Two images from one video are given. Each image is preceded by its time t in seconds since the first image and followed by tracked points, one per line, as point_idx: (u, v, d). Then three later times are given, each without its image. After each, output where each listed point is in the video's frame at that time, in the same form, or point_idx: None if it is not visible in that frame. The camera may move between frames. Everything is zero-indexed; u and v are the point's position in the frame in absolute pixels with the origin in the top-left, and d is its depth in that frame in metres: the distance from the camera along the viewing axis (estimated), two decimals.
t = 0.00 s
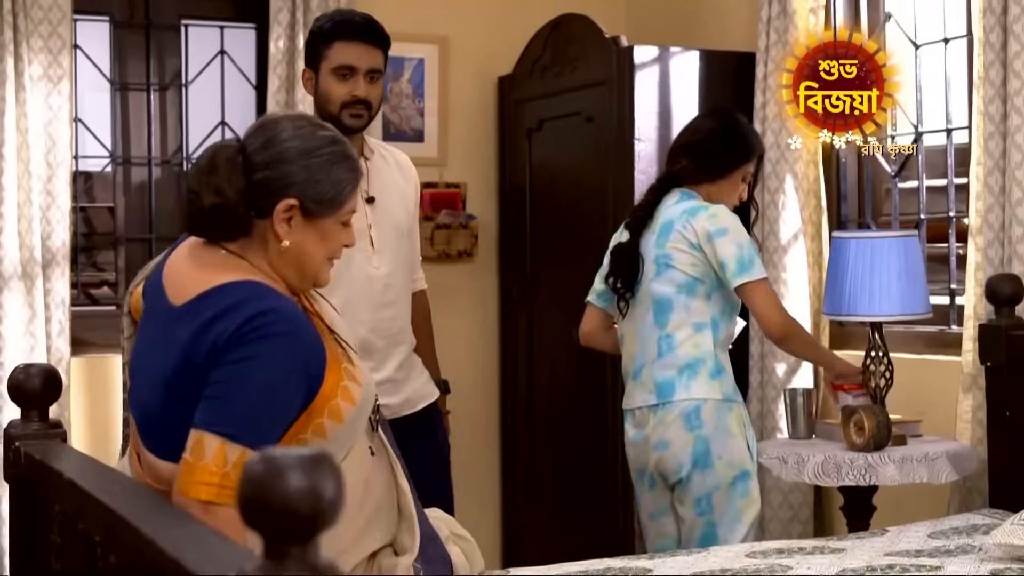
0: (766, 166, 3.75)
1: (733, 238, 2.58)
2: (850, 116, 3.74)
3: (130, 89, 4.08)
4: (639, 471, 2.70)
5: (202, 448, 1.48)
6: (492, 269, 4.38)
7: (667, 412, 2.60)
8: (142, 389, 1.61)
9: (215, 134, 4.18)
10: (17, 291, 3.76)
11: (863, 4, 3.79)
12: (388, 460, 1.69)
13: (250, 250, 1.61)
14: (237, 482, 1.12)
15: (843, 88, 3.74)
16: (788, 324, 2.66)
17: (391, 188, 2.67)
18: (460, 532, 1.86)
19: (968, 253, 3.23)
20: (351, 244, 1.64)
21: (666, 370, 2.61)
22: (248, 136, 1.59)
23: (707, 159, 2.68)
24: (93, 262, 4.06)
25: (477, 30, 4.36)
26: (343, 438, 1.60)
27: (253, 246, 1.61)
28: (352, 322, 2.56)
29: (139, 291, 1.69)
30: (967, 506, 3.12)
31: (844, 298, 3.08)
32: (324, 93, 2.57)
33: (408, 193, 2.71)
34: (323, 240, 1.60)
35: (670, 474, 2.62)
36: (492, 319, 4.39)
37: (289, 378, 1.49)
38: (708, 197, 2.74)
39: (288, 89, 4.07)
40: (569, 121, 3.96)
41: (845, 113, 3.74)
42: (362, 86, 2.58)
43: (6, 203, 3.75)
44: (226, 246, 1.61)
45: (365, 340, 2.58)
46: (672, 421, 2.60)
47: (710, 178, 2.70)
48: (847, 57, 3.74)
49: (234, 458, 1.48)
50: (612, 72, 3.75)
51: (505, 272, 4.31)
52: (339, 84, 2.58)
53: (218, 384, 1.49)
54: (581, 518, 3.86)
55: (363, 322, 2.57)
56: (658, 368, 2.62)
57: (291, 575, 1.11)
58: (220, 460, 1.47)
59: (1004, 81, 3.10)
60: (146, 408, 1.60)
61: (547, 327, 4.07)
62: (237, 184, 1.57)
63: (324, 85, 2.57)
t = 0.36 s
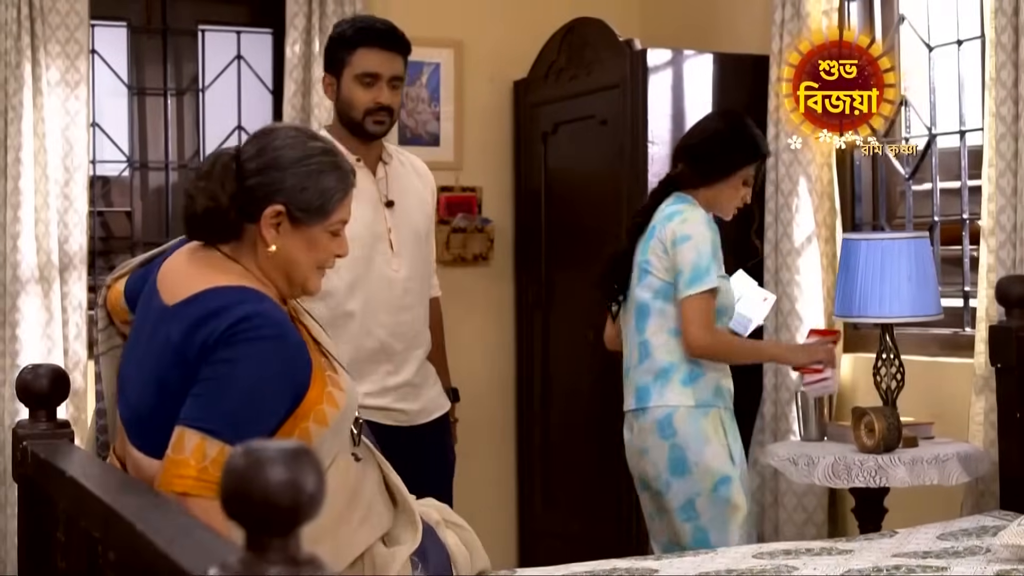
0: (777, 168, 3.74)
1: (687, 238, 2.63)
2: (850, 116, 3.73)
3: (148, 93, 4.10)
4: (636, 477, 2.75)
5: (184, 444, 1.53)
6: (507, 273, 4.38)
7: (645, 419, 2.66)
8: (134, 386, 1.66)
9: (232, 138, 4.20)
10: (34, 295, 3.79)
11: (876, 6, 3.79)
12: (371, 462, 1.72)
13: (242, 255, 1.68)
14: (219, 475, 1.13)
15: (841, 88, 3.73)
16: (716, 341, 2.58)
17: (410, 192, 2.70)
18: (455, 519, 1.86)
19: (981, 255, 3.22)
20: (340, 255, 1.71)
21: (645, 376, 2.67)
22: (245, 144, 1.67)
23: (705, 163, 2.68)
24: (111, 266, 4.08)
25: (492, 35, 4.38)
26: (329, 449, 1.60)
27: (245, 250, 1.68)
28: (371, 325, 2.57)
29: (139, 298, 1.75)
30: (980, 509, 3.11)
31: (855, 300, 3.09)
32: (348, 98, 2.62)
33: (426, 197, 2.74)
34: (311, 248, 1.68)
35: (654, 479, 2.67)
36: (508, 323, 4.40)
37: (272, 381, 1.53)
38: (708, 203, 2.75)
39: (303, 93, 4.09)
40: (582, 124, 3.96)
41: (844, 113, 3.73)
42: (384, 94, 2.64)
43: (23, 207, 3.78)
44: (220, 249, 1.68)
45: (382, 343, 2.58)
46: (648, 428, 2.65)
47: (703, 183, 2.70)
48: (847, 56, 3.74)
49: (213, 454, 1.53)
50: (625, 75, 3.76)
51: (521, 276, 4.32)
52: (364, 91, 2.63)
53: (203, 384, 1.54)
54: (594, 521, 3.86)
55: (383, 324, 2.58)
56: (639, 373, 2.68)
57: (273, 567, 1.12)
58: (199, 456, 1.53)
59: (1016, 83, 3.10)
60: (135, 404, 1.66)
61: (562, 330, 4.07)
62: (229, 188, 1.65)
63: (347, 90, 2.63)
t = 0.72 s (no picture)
0: (782, 169, 3.71)
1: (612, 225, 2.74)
2: (849, 117, 3.70)
3: (156, 95, 4.12)
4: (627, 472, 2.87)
5: (220, 414, 1.58)
6: (515, 274, 4.39)
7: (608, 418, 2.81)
8: (138, 377, 1.70)
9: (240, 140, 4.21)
10: (42, 295, 3.81)
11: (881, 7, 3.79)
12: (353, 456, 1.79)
13: (246, 245, 1.74)
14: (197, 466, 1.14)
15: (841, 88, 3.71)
16: (593, 338, 2.70)
17: (445, 195, 2.72)
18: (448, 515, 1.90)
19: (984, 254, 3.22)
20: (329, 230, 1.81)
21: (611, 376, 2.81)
22: (227, 142, 1.73)
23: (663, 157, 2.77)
24: (119, 267, 4.10)
25: (500, 37, 4.39)
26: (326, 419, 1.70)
27: (251, 240, 1.74)
28: (394, 320, 2.58)
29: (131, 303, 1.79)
30: (983, 509, 3.10)
31: (857, 298, 3.12)
32: (408, 102, 2.62)
33: (459, 200, 2.76)
34: (311, 227, 1.77)
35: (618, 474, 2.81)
36: (516, 324, 4.41)
37: (287, 346, 1.61)
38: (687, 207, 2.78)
39: (310, 95, 4.11)
40: (588, 125, 3.97)
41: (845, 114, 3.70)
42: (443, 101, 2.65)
43: (31, 207, 3.80)
44: (224, 242, 1.72)
45: (406, 338, 2.60)
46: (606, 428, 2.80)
47: (665, 181, 2.78)
48: (848, 57, 3.70)
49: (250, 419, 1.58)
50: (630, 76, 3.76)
51: (529, 277, 4.33)
52: (426, 99, 2.62)
53: (224, 357, 1.60)
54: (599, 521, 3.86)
55: (407, 319, 2.60)
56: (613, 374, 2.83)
57: (249, 556, 1.13)
58: (238, 421, 1.57)
59: (1018, 82, 3.10)
60: (141, 394, 1.69)
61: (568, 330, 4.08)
62: (232, 186, 1.71)
63: (410, 96, 2.61)
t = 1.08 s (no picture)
0: (784, 170, 3.71)
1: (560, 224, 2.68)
2: (849, 116, 3.72)
3: (161, 99, 4.14)
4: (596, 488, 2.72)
5: (273, 398, 1.59)
6: (520, 278, 4.40)
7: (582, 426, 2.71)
8: (141, 367, 1.68)
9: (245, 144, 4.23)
10: (47, 298, 3.83)
11: (884, 9, 3.79)
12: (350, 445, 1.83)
13: (243, 241, 1.74)
14: (176, 458, 1.15)
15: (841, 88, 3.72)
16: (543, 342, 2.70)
17: (467, 197, 2.73)
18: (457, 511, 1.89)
19: (986, 255, 3.22)
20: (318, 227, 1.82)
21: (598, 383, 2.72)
22: (218, 144, 1.75)
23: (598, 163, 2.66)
24: (124, 269, 4.12)
25: (504, 40, 4.40)
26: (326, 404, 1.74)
27: (247, 235, 1.75)
28: (411, 318, 2.60)
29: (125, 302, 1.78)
30: (985, 510, 3.10)
31: (857, 299, 3.12)
32: (427, 104, 2.62)
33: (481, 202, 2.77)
34: (303, 221, 1.78)
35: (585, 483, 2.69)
36: (520, 326, 4.42)
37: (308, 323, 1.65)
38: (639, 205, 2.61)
39: (314, 99, 4.12)
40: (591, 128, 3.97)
41: (845, 114, 3.71)
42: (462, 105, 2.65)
43: (36, 211, 3.81)
44: (221, 239, 1.73)
45: (423, 336, 2.62)
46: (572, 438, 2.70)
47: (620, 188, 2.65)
48: (847, 57, 3.71)
49: (297, 399, 1.61)
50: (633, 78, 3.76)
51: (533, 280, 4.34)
52: (446, 103, 2.62)
53: (248, 343, 1.61)
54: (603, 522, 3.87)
55: (424, 318, 2.61)
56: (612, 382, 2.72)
57: (228, 548, 1.13)
58: (292, 402, 1.60)
59: (1019, 83, 3.10)
60: (145, 382, 1.67)
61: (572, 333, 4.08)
62: (225, 184, 1.72)
63: (430, 100, 2.61)
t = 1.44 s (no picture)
0: (789, 171, 3.70)
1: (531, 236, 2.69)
2: (850, 116, 3.72)
3: (166, 101, 4.15)
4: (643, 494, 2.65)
5: (218, 369, 1.61)
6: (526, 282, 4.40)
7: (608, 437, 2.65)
8: (130, 364, 1.72)
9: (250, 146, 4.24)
10: (52, 299, 3.83)
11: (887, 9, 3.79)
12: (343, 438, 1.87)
13: (225, 241, 1.80)
14: (160, 450, 1.15)
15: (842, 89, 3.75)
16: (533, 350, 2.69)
17: (483, 196, 2.75)
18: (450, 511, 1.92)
19: (988, 255, 3.22)
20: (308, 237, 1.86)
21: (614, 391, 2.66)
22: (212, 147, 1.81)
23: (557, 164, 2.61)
24: (130, 271, 4.13)
25: (509, 42, 4.41)
26: (309, 400, 1.77)
27: (227, 235, 1.80)
28: (418, 318, 2.64)
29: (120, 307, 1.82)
30: (988, 510, 3.09)
31: (859, 299, 3.12)
32: (435, 104, 2.63)
33: (500, 201, 2.78)
34: (284, 225, 1.81)
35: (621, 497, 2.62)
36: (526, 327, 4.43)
37: (279, 316, 1.67)
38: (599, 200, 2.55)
39: (319, 100, 4.13)
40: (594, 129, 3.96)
41: (844, 113, 3.72)
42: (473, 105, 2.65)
43: (42, 212, 3.82)
44: (204, 238, 1.80)
45: (431, 336, 2.65)
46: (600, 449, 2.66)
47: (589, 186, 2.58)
48: (848, 57, 3.73)
49: (244, 373, 1.62)
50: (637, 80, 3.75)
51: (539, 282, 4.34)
52: (453, 103, 2.62)
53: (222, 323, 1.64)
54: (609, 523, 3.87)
55: (431, 317, 2.65)
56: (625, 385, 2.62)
57: (212, 540, 1.14)
58: (234, 375, 1.61)
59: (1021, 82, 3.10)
60: (134, 380, 1.72)
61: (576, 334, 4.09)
62: (209, 184, 1.78)
63: (438, 101, 2.62)
